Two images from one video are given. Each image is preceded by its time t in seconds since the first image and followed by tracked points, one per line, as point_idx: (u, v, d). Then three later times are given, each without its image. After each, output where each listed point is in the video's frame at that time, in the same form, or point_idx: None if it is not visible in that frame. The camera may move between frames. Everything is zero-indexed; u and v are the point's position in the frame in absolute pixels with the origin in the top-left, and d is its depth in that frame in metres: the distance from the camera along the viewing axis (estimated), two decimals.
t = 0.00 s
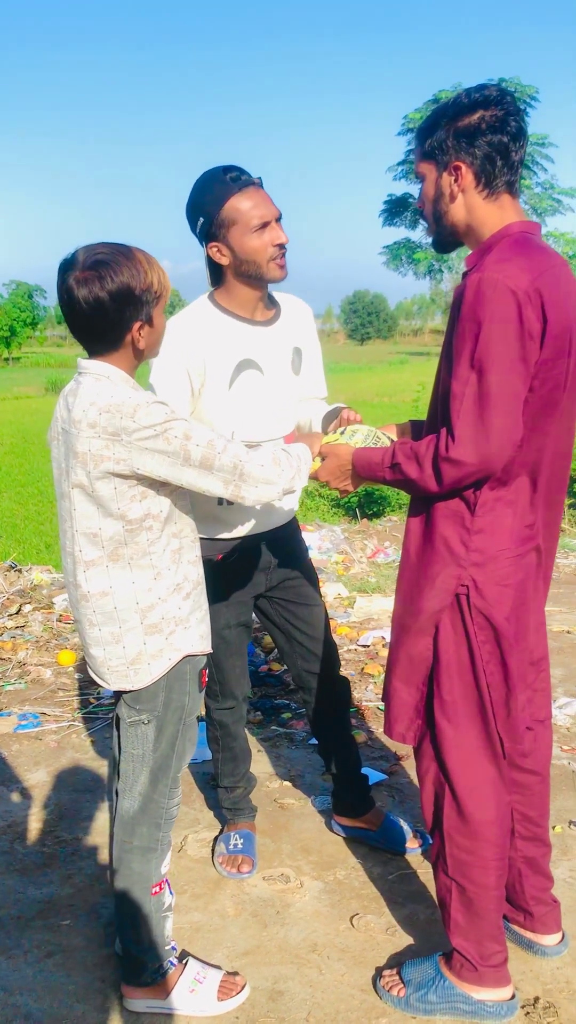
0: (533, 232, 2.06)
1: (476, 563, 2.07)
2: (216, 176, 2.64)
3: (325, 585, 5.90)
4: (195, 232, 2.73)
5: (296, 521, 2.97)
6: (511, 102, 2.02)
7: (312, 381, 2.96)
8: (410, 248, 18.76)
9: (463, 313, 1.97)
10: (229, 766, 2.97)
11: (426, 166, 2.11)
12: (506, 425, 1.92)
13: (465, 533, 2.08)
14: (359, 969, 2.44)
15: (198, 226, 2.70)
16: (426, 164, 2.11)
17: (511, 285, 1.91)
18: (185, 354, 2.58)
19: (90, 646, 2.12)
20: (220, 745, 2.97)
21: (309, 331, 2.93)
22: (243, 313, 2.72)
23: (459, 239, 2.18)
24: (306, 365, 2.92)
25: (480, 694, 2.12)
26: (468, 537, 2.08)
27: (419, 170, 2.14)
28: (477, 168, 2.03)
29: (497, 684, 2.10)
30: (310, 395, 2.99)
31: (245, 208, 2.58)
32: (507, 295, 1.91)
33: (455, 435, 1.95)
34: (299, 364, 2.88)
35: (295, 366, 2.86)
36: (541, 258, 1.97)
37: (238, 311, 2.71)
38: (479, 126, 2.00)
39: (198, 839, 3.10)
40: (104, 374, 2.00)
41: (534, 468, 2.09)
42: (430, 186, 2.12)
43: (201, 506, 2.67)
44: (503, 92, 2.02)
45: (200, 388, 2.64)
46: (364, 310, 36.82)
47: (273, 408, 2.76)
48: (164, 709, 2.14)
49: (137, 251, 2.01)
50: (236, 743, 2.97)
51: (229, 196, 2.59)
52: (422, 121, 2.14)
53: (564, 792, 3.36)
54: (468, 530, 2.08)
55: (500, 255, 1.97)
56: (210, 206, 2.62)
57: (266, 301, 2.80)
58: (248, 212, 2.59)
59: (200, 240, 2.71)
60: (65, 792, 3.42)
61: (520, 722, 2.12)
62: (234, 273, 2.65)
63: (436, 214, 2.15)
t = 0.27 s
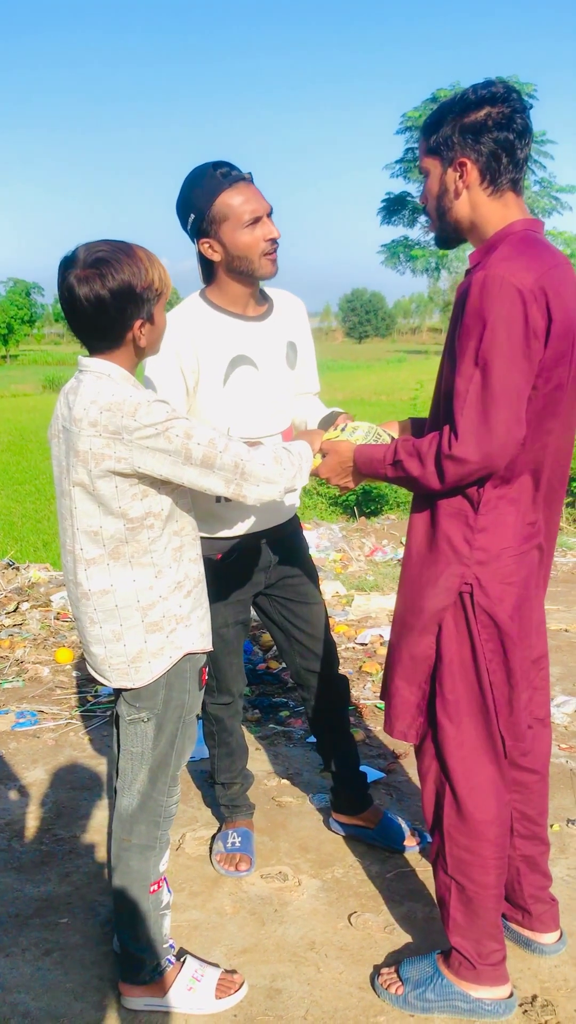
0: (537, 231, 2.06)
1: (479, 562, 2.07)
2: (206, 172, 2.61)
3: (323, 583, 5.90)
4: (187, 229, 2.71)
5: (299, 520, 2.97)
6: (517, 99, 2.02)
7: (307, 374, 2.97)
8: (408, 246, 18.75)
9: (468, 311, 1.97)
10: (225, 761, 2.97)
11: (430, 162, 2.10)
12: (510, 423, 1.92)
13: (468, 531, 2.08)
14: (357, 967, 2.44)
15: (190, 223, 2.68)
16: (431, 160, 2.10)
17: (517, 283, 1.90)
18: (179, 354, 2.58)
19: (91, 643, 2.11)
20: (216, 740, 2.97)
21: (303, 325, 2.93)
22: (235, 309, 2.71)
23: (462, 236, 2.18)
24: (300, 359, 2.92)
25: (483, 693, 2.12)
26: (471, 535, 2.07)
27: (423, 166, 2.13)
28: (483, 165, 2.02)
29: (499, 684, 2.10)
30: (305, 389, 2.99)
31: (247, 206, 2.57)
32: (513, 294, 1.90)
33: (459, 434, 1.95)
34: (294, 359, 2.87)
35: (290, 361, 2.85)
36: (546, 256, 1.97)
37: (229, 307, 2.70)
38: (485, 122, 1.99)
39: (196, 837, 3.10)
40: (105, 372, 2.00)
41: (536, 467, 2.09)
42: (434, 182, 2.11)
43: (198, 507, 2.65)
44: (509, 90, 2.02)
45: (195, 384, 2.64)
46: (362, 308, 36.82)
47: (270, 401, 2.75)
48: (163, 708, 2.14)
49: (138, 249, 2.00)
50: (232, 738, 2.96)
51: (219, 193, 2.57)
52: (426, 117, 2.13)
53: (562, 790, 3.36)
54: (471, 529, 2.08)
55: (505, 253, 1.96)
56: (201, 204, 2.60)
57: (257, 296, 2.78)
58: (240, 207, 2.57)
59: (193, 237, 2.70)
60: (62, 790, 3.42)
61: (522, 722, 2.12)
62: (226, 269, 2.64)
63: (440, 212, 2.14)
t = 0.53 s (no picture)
0: (539, 231, 2.06)
1: (479, 561, 2.07)
2: (200, 172, 2.60)
3: (321, 581, 5.90)
4: (181, 228, 2.71)
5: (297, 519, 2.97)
6: (522, 98, 2.01)
7: (303, 373, 2.97)
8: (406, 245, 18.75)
9: (469, 310, 1.97)
10: (223, 760, 2.97)
11: (432, 158, 2.10)
12: (511, 423, 1.92)
13: (468, 530, 2.08)
14: (355, 965, 2.44)
15: (183, 222, 2.67)
16: (434, 155, 2.10)
17: (518, 283, 1.90)
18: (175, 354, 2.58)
19: (89, 642, 2.11)
20: (213, 738, 2.97)
21: (298, 324, 2.93)
22: (230, 308, 2.70)
23: (462, 234, 2.18)
24: (296, 358, 2.93)
25: (482, 692, 2.12)
26: (471, 534, 2.08)
27: (425, 162, 2.13)
28: (485, 163, 2.02)
29: (499, 683, 2.10)
30: (301, 387, 3.00)
31: (245, 204, 2.57)
32: (514, 293, 1.90)
33: (460, 434, 1.95)
34: (289, 358, 2.88)
35: (285, 359, 2.85)
36: (547, 256, 1.97)
37: (223, 306, 2.69)
38: (490, 121, 1.99)
39: (194, 835, 3.10)
40: (102, 371, 2.00)
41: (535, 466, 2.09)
42: (436, 179, 2.11)
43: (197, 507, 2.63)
44: (515, 88, 2.01)
45: (191, 384, 2.64)
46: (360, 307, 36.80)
47: (267, 399, 2.75)
48: (161, 707, 2.14)
49: (134, 248, 2.00)
50: (229, 736, 2.96)
51: (213, 191, 2.56)
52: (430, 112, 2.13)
53: (559, 788, 3.37)
54: (471, 528, 2.08)
55: (507, 253, 1.96)
56: (196, 204, 2.60)
57: (251, 294, 2.78)
58: (234, 206, 2.56)
59: (187, 236, 2.69)
60: (60, 788, 3.41)
61: (522, 720, 2.13)
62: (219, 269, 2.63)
63: (440, 209, 2.15)
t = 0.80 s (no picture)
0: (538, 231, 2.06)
1: (479, 561, 2.07)
2: (194, 172, 2.60)
3: (320, 581, 5.90)
4: (176, 229, 2.70)
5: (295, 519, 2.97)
6: (529, 97, 2.01)
7: (299, 373, 2.98)
8: (404, 244, 18.75)
9: (470, 310, 1.97)
10: (222, 759, 2.97)
11: (437, 153, 2.10)
12: (511, 423, 1.93)
13: (467, 530, 2.08)
14: (354, 964, 2.44)
15: (179, 223, 2.67)
16: (439, 151, 2.10)
17: (519, 284, 1.90)
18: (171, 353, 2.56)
19: (87, 642, 2.11)
20: (212, 738, 2.97)
21: (294, 324, 2.94)
22: (226, 308, 2.71)
23: (463, 231, 2.19)
24: (293, 358, 2.93)
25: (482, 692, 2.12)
26: (470, 534, 2.08)
27: (430, 156, 2.12)
28: (491, 161, 2.02)
29: (499, 682, 2.11)
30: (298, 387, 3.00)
31: (244, 205, 2.57)
32: (515, 293, 1.90)
33: (459, 433, 1.95)
34: (286, 359, 2.88)
35: (281, 358, 2.85)
36: (548, 256, 1.97)
37: (218, 307, 2.70)
38: (496, 118, 1.99)
39: (193, 835, 3.10)
40: (100, 371, 1.99)
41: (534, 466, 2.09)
42: (440, 176, 2.11)
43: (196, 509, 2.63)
44: (523, 86, 2.01)
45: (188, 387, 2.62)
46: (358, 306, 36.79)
47: (264, 399, 2.76)
48: (159, 706, 2.14)
49: (130, 248, 1.99)
50: (228, 736, 2.96)
51: (208, 192, 2.56)
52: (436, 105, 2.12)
53: (558, 788, 3.37)
54: (471, 527, 2.08)
55: (507, 253, 1.96)
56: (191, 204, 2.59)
57: (246, 295, 2.78)
58: (229, 206, 2.55)
59: (182, 237, 2.69)
60: (60, 788, 3.42)
61: (521, 720, 2.13)
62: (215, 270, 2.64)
63: (443, 205, 2.15)
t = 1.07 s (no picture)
0: (537, 232, 2.06)
1: (477, 561, 2.08)
2: (191, 174, 2.60)
3: (318, 581, 5.90)
4: (172, 230, 2.70)
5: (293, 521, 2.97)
6: (529, 100, 2.02)
7: (297, 373, 2.98)
8: (402, 245, 18.76)
9: (470, 310, 1.96)
10: (220, 760, 2.97)
11: (436, 153, 2.10)
12: (511, 424, 1.93)
13: (465, 530, 2.08)
14: (353, 965, 2.44)
15: (175, 224, 2.67)
16: (437, 150, 2.09)
17: (520, 285, 1.91)
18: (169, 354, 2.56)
19: (84, 643, 2.11)
20: (210, 739, 2.97)
21: (291, 324, 2.94)
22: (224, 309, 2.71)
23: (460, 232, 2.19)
24: (290, 359, 2.93)
25: (481, 692, 2.12)
26: (469, 534, 2.08)
27: (429, 156, 2.12)
28: (490, 162, 2.02)
29: (497, 682, 2.11)
30: (296, 387, 3.00)
31: (241, 206, 2.57)
32: (516, 293, 1.90)
33: (460, 434, 1.95)
34: (283, 359, 2.88)
35: (278, 358, 2.86)
36: (547, 258, 1.97)
37: (215, 308, 2.70)
38: (497, 120, 1.99)
39: (191, 835, 3.10)
40: (96, 372, 1.99)
41: (531, 466, 2.10)
42: (439, 176, 2.10)
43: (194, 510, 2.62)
44: (522, 89, 2.02)
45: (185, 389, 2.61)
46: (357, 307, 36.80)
47: (262, 399, 2.76)
48: (157, 707, 2.14)
49: (125, 249, 1.99)
50: (226, 737, 2.96)
51: (204, 194, 2.55)
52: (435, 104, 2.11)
53: (557, 788, 3.37)
54: (469, 527, 2.08)
55: (508, 254, 1.96)
56: (187, 206, 2.60)
57: (243, 295, 2.79)
58: (225, 209, 2.55)
59: (178, 238, 2.69)
60: (58, 789, 3.41)
61: (519, 720, 2.13)
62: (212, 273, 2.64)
63: (440, 206, 2.15)
